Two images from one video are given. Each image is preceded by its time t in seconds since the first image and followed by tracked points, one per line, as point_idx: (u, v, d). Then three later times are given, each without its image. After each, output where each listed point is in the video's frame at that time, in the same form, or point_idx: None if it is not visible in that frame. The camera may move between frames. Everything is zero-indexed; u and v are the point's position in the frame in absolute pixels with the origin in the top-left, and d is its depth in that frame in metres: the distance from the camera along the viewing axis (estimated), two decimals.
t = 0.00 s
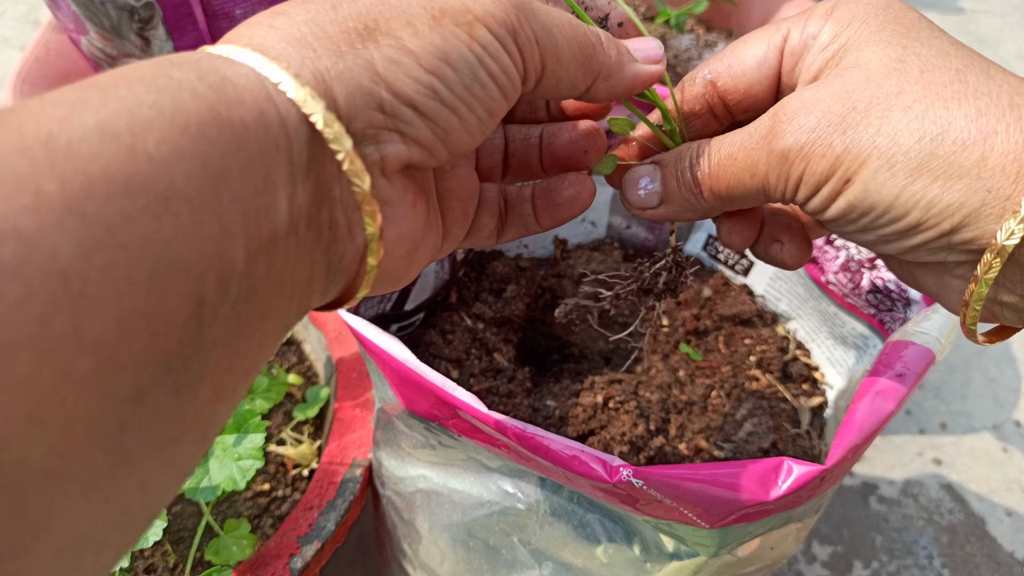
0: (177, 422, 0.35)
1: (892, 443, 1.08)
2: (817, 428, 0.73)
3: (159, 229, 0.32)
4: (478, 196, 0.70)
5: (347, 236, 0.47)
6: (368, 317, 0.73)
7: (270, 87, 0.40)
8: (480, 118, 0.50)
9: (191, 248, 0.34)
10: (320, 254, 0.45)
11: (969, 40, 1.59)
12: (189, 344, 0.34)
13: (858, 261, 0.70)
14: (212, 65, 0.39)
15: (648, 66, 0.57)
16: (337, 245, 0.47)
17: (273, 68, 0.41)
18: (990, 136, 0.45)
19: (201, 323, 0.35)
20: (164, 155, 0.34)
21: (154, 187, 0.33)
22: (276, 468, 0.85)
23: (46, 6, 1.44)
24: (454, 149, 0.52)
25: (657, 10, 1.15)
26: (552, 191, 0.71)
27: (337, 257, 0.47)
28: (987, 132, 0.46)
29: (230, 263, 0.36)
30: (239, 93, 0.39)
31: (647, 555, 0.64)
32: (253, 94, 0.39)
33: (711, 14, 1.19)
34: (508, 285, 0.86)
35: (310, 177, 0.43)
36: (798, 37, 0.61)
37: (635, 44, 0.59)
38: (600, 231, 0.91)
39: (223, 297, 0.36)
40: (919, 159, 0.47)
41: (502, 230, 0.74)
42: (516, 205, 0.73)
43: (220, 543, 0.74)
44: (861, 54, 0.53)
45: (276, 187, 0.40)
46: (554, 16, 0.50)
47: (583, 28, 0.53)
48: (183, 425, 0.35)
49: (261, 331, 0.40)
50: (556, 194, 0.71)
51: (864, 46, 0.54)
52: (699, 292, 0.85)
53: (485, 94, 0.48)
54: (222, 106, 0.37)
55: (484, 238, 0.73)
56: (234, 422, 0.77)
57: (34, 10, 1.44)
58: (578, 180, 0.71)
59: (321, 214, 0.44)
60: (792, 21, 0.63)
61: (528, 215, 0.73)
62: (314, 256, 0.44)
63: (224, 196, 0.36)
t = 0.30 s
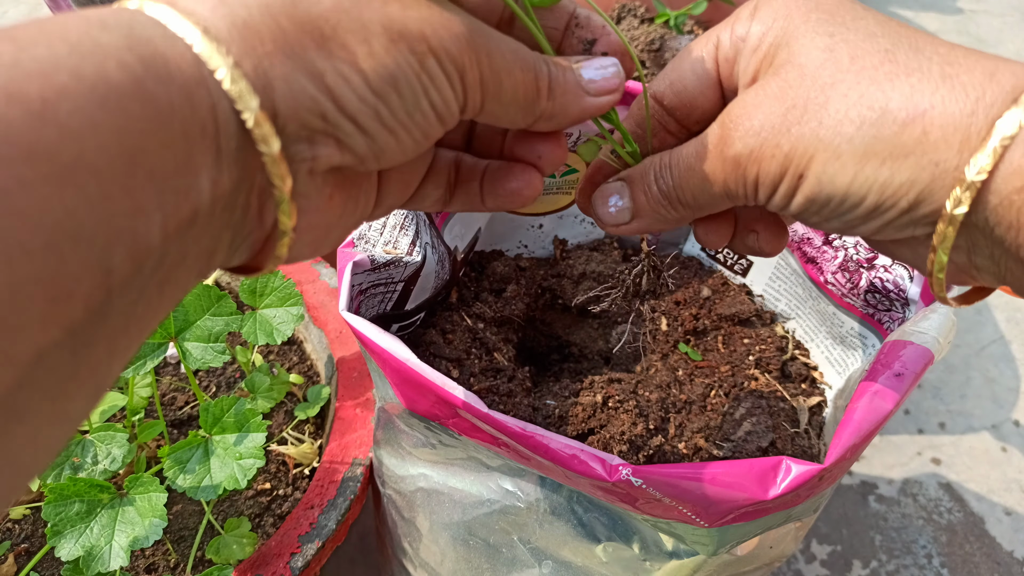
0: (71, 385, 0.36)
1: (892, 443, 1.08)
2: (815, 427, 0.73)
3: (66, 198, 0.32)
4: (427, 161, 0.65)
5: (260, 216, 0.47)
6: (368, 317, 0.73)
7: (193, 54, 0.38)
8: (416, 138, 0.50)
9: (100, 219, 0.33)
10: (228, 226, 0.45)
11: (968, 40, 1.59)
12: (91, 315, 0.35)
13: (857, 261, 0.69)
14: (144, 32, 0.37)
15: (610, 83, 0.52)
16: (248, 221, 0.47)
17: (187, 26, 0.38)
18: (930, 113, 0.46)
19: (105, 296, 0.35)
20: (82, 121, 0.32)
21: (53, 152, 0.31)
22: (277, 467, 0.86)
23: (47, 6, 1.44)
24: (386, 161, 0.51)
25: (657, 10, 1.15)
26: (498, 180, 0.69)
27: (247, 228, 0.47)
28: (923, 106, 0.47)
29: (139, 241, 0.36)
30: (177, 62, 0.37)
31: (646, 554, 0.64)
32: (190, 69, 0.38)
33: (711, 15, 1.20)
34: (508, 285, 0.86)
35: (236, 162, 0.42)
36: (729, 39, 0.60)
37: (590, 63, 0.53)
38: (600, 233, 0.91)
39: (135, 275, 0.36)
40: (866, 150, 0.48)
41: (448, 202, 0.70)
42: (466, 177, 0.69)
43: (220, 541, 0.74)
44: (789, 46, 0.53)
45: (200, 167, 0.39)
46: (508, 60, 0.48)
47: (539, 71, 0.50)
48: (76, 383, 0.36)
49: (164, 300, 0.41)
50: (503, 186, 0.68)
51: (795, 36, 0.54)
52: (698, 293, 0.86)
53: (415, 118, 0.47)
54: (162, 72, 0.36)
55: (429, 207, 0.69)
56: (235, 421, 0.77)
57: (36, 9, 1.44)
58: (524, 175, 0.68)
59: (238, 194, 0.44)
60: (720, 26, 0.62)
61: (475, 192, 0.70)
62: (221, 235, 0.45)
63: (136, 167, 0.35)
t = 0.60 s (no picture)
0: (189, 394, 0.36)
1: (891, 443, 1.08)
2: (816, 427, 0.73)
3: (155, 227, 0.33)
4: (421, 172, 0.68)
5: (327, 229, 0.48)
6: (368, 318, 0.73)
7: (247, 100, 0.40)
8: (430, 132, 0.53)
9: (187, 241, 0.34)
10: (304, 248, 0.46)
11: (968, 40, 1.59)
12: (185, 322, 0.35)
13: (857, 261, 0.69)
14: (202, 89, 0.39)
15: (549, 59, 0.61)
16: (318, 237, 0.47)
17: (237, 79, 0.41)
18: None
19: (200, 305, 0.35)
20: (164, 159, 0.34)
21: (150, 187, 0.33)
22: (277, 466, 0.86)
23: (46, 7, 1.44)
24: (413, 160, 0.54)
25: (657, 11, 1.15)
26: (500, 160, 0.71)
27: (319, 249, 0.48)
28: None
29: (229, 263, 0.37)
30: (230, 107, 0.39)
31: (646, 554, 0.64)
32: (243, 110, 0.40)
33: (710, 15, 1.20)
34: (508, 285, 0.86)
35: (295, 182, 0.43)
36: None
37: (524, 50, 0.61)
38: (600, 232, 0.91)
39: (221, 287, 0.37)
40: None
41: (453, 204, 0.72)
42: (465, 178, 0.71)
43: (221, 541, 0.72)
44: None
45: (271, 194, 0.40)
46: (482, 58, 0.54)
47: (496, 63, 0.56)
48: (186, 389, 0.36)
49: (253, 319, 0.41)
50: (505, 166, 0.70)
51: None
52: (698, 293, 0.86)
53: (425, 110, 0.49)
54: (222, 115, 0.38)
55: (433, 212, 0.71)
56: (235, 421, 0.77)
57: (35, 10, 1.44)
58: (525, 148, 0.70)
59: (309, 211, 0.45)
60: None
61: (478, 186, 0.72)
62: (298, 253, 0.45)
63: (223, 191, 0.37)
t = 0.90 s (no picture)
0: (324, 443, 0.40)
1: (892, 443, 1.08)
2: (815, 427, 0.73)
3: (323, 305, 0.38)
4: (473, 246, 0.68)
5: (439, 296, 0.53)
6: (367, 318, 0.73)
7: (402, 193, 0.46)
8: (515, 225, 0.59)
9: (345, 316, 0.39)
10: (415, 316, 0.50)
11: (968, 40, 1.59)
12: (335, 378, 0.40)
13: (857, 261, 0.69)
14: (365, 182, 0.44)
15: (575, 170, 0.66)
16: (430, 301, 0.52)
17: (384, 169, 0.46)
18: None
19: (345, 366, 0.40)
20: (336, 249, 0.39)
21: (326, 272, 0.38)
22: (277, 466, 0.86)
23: (46, 7, 1.44)
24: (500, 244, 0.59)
25: (657, 10, 1.15)
26: (541, 238, 0.75)
27: (426, 317, 0.53)
28: None
29: (365, 335, 0.42)
30: (390, 200, 0.44)
31: (646, 554, 0.64)
32: (400, 203, 0.45)
33: (710, 15, 1.20)
34: (508, 285, 0.86)
35: (423, 263, 0.48)
36: None
37: (559, 155, 0.66)
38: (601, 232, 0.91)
39: (360, 349, 0.42)
40: None
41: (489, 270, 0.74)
42: (506, 250, 0.74)
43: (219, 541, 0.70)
44: None
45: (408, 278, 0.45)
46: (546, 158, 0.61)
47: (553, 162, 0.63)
48: (326, 436, 0.40)
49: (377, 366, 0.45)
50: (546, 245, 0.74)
51: None
52: (699, 293, 0.86)
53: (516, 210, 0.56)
54: (382, 206, 0.43)
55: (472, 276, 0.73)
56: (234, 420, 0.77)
57: (35, 10, 1.44)
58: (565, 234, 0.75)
59: (426, 286, 0.50)
60: None
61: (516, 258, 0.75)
62: (413, 316, 0.50)
63: (375, 275, 0.42)
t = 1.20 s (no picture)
0: (376, 434, 0.43)
1: (892, 443, 1.08)
2: (816, 427, 0.73)
3: (388, 306, 0.42)
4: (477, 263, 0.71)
5: (474, 302, 0.60)
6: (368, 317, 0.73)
7: (459, 206, 0.54)
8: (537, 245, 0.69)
9: (404, 315, 0.44)
10: (454, 319, 0.56)
11: (968, 40, 1.59)
12: (390, 375, 0.43)
13: (858, 260, 0.69)
14: (429, 197, 0.51)
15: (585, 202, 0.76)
16: (469, 306, 0.59)
17: (441, 184, 0.54)
18: None
19: (399, 364, 0.44)
20: (399, 255, 0.44)
21: (391, 276, 0.43)
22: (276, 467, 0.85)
23: (45, 6, 1.44)
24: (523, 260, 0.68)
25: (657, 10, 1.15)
26: (547, 263, 0.78)
27: (462, 320, 0.59)
28: None
29: (417, 337, 0.46)
30: (449, 213, 0.52)
31: (645, 555, 0.63)
32: (457, 216, 0.53)
33: (711, 14, 1.19)
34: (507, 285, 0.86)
35: (469, 272, 0.54)
36: None
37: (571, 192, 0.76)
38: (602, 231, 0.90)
39: (413, 348, 0.46)
40: None
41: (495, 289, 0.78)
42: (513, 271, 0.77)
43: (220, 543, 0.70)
44: None
45: (456, 284, 0.51)
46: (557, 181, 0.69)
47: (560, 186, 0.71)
48: (379, 425, 0.43)
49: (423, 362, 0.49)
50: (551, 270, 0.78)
51: None
52: (699, 292, 0.86)
53: (547, 230, 0.66)
54: (441, 218, 0.50)
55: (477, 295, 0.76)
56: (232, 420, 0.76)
57: (33, 10, 1.44)
58: (569, 260, 0.79)
59: (467, 293, 0.57)
60: None
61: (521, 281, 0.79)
62: (454, 320, 0.56)
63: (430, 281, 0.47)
